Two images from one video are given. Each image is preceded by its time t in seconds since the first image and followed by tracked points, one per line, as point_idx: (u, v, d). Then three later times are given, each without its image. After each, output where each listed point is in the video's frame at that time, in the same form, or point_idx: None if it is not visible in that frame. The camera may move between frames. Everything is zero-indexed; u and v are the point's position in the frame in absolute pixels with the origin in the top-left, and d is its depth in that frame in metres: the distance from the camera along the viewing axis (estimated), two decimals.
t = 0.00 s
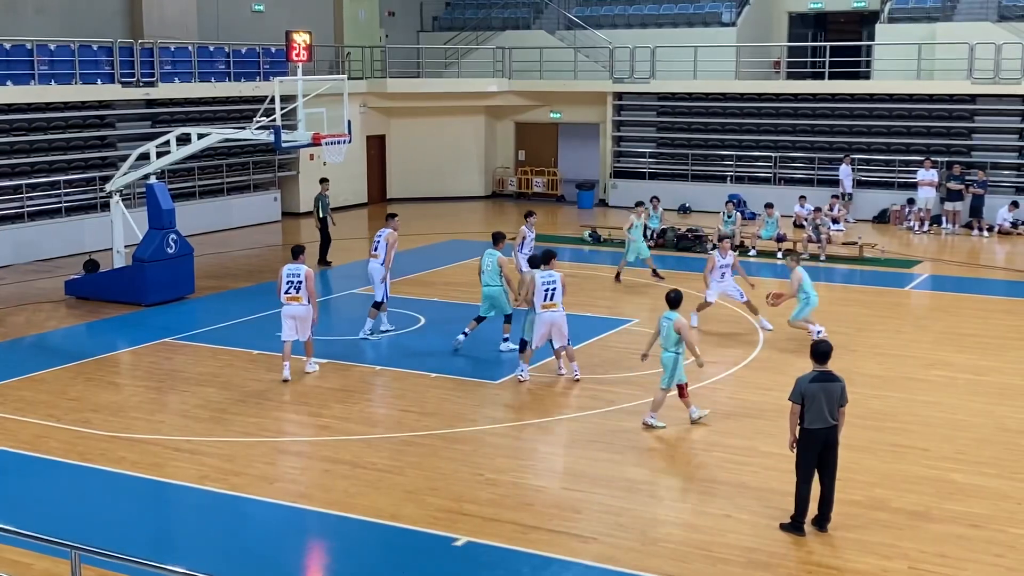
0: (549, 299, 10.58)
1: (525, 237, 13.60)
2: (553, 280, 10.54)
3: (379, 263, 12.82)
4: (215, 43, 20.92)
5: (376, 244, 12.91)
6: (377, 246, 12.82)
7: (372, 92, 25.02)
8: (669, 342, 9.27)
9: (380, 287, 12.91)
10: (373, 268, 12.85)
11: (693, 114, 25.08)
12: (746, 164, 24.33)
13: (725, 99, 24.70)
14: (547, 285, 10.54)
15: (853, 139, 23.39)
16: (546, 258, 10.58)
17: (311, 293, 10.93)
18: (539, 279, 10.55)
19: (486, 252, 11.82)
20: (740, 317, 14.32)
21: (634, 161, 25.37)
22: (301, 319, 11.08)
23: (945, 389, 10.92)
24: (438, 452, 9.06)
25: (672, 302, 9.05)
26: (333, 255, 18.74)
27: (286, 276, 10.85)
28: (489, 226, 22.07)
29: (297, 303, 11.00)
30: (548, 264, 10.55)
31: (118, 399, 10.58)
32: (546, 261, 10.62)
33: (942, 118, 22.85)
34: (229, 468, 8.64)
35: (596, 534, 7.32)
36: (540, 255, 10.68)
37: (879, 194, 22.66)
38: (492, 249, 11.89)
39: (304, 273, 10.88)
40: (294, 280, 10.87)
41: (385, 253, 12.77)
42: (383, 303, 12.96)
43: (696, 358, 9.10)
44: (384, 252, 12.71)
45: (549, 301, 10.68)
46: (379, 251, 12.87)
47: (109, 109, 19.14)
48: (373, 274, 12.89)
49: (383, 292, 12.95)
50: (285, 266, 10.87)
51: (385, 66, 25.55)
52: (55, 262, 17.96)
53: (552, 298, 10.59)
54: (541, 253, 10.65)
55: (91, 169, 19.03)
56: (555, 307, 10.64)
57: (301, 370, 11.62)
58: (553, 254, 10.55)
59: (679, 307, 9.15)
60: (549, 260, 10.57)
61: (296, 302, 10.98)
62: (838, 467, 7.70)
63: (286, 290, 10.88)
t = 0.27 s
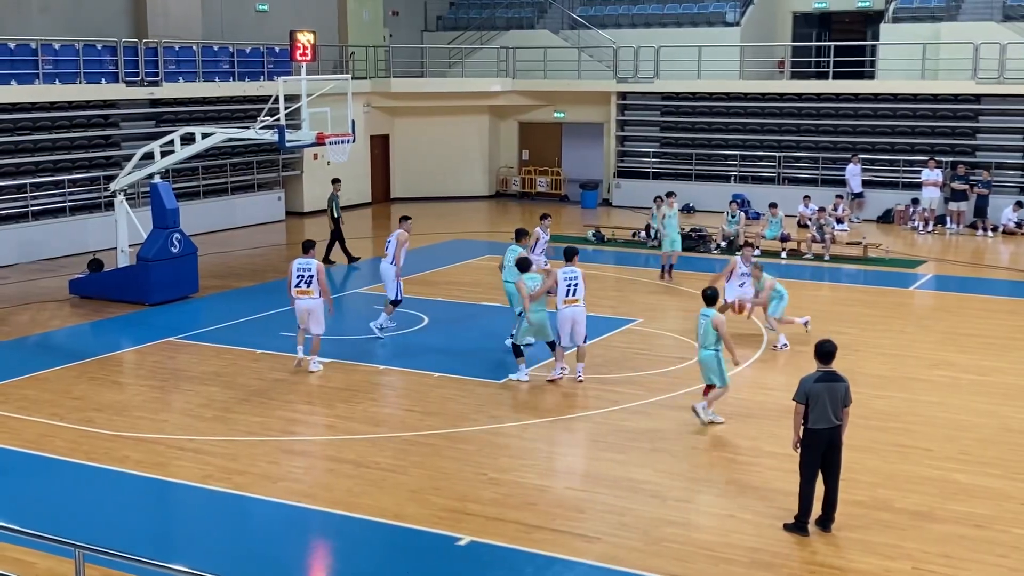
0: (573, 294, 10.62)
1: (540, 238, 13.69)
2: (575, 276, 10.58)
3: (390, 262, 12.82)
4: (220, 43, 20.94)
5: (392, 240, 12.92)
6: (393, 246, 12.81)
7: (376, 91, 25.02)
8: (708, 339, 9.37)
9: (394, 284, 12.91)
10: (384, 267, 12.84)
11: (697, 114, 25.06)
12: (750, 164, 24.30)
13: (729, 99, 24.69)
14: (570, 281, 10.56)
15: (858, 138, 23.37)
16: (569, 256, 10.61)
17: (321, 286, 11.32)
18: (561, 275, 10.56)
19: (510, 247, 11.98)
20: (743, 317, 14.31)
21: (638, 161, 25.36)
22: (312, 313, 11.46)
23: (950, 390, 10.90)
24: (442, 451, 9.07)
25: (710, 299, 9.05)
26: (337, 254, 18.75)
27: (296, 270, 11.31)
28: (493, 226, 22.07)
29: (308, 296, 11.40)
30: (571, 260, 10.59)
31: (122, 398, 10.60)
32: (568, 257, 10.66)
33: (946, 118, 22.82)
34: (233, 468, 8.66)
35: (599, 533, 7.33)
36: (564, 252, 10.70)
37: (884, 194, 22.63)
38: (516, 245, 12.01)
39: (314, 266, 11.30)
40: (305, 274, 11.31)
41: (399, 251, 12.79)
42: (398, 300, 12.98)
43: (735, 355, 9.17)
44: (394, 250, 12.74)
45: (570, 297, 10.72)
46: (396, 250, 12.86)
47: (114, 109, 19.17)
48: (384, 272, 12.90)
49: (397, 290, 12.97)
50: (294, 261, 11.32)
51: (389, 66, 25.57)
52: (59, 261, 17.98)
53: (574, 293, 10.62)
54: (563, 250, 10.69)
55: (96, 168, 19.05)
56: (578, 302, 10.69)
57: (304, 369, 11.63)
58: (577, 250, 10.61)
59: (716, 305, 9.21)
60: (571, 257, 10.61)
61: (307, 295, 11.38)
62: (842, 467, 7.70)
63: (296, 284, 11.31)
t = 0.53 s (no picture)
0: (581, 293, 10.65)
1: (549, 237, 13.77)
2: (581, 275, 10.64)
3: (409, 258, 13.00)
4: (229, 42, 21.01)
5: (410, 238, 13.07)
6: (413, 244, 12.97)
7: (384, 91, 25.07)
8: (749, 340, 9.21)
9: (420, 279, 13.11)
10: (405, 263, 13.02)
11: (705, 113, 25.05)
12: (759, 163, 24.27)
13: (738, 98, 24.67)
14: (578, 279, 10.62)
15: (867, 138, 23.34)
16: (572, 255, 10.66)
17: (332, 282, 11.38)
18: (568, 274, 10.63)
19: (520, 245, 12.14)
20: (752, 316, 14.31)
21: (645, 159, 25.35)
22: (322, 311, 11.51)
23: (958, 389, 10.89)
24: (449, 450, 9.09)
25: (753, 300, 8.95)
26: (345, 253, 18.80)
27: (307, 267, 11.37)
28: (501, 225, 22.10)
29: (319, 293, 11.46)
30: (574, 259, 10.65)
31: (131, 395, 10.65)
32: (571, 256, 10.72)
33: (955, 117, 22.77)
34: (241, 465, 8.69)
35: (606, 532, 7.34)
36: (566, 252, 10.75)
37: (893, 193, 22.59)
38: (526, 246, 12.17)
39: (324, 264, 11.36)
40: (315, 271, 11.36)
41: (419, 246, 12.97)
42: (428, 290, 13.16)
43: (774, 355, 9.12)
44: (414, 247, 12.92)
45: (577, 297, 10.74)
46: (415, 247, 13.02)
47: (123, 108, 19.25)
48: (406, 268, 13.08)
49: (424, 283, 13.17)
50: (304, 260, 11.38)
51: (397, 65, 25.62)
52: (69, 259, 18.05)
53: (582, 292, 10.65)
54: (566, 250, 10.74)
55: (106, 167, 19.12)
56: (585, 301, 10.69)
57: (313, 368, 11.66)
58: (579, 250, 10.65)
59: (758, 306, 9.08)
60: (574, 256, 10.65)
61: (318, 292, 11.44)
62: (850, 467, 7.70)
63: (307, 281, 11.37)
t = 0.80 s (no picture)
0: (579, 294, 10.75)
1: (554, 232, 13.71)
2: (578, 277, 10.71)
3: (451, 258, 13.09)
4: (243, 42, 21.07)
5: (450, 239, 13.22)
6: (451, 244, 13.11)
7: (397, 91, 25.08)
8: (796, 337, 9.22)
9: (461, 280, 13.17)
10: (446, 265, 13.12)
11: (718, 113, 24.99)
12: (772, 164, 24.20)
13: (751, 98, 24.60)
14: (576, 281, 10.67)
15: (881, 138, 23.26)
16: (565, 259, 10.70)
17: (344, 277, 11.45)
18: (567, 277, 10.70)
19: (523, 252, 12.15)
20: (765, 317, 14.27)
21: (658, 160, 25.30)
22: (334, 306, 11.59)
23: (972, 391, 10.84)
24: (461, 450, 9.09)
25: (803, 298, 8.75)
26: (357, 253, 18.83)
27: (320, 262, 11.42)
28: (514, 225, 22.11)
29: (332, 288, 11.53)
30: (568, 262, 10.68)
31: (144, 395, 10.68)
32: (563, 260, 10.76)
33: (970, 118, 22.66)
34: (254, 465, 8.71)
35: (617, 533, 7.33)
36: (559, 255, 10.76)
37: (907, 193, 22.49)
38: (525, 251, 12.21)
39: (336, 259, 11.43)
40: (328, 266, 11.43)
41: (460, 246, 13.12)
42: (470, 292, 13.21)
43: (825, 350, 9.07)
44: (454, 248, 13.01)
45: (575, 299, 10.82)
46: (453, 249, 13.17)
47: (137, 108, 19.34)
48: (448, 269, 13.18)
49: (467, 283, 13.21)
50: (318, 254, 11.42)
51: (410, 66, 25.64)
52: (83, 259, 18.13)
53: (580, 293, 10.78)
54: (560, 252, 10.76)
55: (120, 167, 19.19)
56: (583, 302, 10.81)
57: (326, 368, 11.69)
58: (573, 253, 10.67)
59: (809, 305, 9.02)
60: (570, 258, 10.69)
61: (330, 287, 11.50)
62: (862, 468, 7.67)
63: (320, 276, 11.42)
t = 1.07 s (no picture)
0: (580, 289, 11.07)
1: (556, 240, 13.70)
2: (579, 272, 11.12)
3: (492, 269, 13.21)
4: (257, 42, 21.12)
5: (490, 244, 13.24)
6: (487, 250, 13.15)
7: (411, 91, 25.10)
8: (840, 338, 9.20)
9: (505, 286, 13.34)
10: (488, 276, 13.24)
11: (733, 114, 24.92)
12: (787, 164, 24.11)
13: (766, 98, 24.53)
14: (576, 276, 11.03)
15: (896, 139, 23.16)
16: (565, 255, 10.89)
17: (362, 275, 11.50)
18: (568, 273, 11.03)
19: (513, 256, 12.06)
20: (779, 317, 14.24)
21: (673, 160, 25.24)
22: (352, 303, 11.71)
23: (987, 392, 10.78)
24: (474, 450, 9.09)
25: (846, 300, 8.73)
26: (370, 253, 18.86)
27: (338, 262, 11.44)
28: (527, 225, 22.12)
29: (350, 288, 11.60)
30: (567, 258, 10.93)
31: (159, 393, 10.73)
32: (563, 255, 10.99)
33: (986, 118, 22.54)
34: (268, 464, 8.73)
35: (630, 534, 7.32)
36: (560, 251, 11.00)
37: (922, 194, 22.39)
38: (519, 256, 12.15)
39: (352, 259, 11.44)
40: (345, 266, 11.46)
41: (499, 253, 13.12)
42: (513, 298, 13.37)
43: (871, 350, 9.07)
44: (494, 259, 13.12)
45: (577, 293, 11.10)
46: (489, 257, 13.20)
47: (153, 108, 19.43)
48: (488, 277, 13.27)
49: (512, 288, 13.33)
50: (337, 252, 11.43)
51: (424, 66, 25.66)
52: (98, 259, 18.21)
53: (582, 288, 11.08)
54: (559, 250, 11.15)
55: (135, 167, 19.27)
56: (584, 296, 11.13)
57: (339, 367, 11.71)
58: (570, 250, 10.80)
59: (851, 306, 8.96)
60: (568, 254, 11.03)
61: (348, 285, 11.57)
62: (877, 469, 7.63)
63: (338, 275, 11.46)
